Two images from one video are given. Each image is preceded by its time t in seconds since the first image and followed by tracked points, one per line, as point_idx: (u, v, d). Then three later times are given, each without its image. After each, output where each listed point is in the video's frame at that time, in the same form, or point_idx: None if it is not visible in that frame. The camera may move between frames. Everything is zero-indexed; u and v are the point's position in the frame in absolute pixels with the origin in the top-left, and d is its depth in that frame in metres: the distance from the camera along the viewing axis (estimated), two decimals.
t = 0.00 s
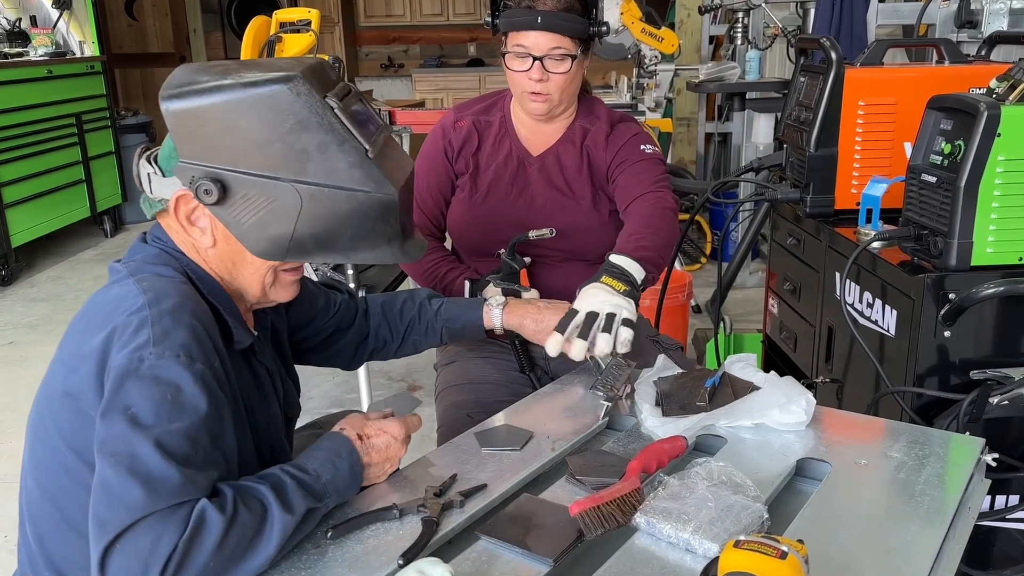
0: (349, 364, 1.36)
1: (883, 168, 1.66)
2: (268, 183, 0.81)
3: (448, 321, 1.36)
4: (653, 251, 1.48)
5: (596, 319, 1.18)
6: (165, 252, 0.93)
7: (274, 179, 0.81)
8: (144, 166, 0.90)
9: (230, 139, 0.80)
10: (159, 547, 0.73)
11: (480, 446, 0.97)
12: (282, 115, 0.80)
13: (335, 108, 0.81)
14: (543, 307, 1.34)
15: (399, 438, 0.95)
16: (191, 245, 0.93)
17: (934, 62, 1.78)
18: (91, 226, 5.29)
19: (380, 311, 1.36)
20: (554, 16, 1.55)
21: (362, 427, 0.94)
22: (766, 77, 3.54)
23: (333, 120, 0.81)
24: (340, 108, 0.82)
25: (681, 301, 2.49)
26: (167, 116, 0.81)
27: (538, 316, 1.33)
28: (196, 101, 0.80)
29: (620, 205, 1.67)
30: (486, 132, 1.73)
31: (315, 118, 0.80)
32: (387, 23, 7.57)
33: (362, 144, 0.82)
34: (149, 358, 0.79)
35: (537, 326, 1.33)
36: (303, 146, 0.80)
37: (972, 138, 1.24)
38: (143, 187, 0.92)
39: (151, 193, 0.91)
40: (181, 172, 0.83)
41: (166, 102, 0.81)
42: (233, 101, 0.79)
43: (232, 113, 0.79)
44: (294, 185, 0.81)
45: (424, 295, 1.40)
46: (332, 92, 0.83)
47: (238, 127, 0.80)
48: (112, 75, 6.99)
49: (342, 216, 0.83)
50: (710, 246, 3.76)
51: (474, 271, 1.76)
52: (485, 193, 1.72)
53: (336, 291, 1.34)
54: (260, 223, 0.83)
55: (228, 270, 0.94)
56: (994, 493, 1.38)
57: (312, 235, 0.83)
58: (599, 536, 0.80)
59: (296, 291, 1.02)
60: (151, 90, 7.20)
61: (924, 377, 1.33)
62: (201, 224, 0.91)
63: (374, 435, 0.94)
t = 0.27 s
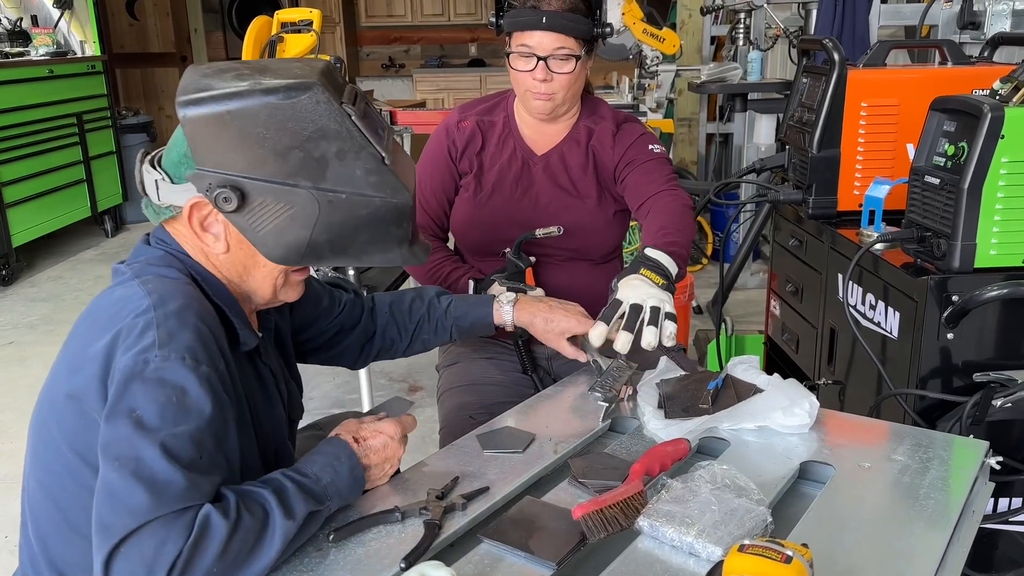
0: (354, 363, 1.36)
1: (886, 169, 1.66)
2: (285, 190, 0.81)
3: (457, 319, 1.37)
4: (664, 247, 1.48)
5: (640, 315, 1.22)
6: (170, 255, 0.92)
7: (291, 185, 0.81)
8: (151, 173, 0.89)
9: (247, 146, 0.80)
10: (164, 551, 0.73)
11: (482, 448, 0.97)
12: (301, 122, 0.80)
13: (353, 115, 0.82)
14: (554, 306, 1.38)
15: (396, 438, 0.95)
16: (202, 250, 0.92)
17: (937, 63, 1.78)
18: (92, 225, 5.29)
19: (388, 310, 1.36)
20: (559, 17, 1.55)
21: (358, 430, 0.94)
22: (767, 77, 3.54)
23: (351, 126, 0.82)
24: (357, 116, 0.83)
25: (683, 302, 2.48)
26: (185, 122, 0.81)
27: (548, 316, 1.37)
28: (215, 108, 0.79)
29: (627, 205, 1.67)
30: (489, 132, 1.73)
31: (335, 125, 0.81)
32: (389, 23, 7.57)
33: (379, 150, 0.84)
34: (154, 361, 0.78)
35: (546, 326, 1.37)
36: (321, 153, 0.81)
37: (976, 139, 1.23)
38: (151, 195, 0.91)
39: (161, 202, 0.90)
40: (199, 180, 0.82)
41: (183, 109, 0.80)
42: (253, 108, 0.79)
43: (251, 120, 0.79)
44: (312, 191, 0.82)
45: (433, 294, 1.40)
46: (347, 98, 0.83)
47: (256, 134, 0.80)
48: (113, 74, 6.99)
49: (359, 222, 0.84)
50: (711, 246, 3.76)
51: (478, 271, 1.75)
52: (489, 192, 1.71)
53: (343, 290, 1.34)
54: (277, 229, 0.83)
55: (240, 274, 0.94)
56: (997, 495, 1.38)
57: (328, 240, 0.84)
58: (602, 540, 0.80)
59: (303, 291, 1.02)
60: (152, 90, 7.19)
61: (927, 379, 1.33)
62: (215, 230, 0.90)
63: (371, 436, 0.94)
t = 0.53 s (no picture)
0: (375, 347, 1.40)
1: (887, 171, 1.66)
2: (307, 195, 0.81)
3: (485, 308, 1.40)
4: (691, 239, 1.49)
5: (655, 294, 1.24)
6: (186, 258, 0.94)
7: (314, 192, 0.81)
8: (169, 181, 0.90)
9: (270, 152, 0.80)
10: (170, 555, 0.74)
11: (483, 450, 0.97)
12: (323, 127, 0.81)
13: (372, 121, 0.84)
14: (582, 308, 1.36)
15: (393, 438, 0.95)
16: (221, 254, 0.93)
17: (938, 66, 1.78)
18: (94, 226, 5.30)
19: (411, 297, 1.39)
20: (564, 20, 1.55)
21: (355, 433, 0.95)
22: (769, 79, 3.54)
23: (371, 132, 0.83)
24: (377, 122, 0.84)
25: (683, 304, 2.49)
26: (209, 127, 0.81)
27: (574, 315, 1.35)
28: (241, 114, 0.80)
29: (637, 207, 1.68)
30: (492, 133, 1.72)
31: (356, 130, 0.82)
32: (390, 24, 7.57)
33: (398, 157, 0.85)
34: (167, 364, 0.79)
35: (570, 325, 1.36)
36: (343, 159, 0.82)
37: (977, 143, 1.23)
38: (169, 202, 0.91)
39: (178, 208, 0.90)
40: (220, 186, 0.82)
41: (206, 115, 0.81)
42: (278, 113, 0.80)
43: (276, 125, 0.80)
44: (334, 197, 0.82)
45: (458, 281, 1.42)
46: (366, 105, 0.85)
47: (280, 139, 0.80)
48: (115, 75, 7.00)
49: (381, 226, 0.84)
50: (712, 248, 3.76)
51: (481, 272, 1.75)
52: (493, 192, 1.71)
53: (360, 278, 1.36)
54: (299, 235, 0.83)
55: (258, 277, 0.95)
56: (998, 498, 1.38)
57: (348, 245, 0.84)
58: (603, 543, 0.80)
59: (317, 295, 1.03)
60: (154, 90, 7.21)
61: (928, 382, 1.33)
62: (235, 236, 0.91)
63: (369, 438, 0.94)
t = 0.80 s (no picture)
0: (382, 342, 1.41)
1: (888, 175, 1.66)
2: (314, 205, 0.82)
3: (487, 307, 1.40)
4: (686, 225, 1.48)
5: (664, 295, 1.24)
6: (198, 262, 0.94)
7: (322, 201, 0.82)
8: (179, 184, 0.90)
9: (278, 159, 0.81)
10: (176, 559, 0.74)
11: (484, 453, 0.97)
12: (333, 138, 0.81)
13: (385, 132, 0.83)
14: (583, 308, 1.34)
15: (388, 438, 0.95)
16: (231, 260, 0.93)
17: (939, 69, 1.78)
18: (95, 228, 5.30)
19: (414, 298, 1.39)
20: (568, 21, 1.56)
21: (351, 435, 0.95)
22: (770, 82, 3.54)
23: (382, 143, 0.82)
24: (389, 133, 0.83)
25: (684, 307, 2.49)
26: (221, 134, 0.82)
27: (574, 316, 1.34)
28: (250, 121, 0.80)
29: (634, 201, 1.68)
30: (497, 133, 1.73)
31: (367, 141, 0.81)
32: (391, 27, 7.57)
33: (409, 169, 0.84)
34: (180, 366, 0.79)
35: (573, 326, 1.35)
36: (352, 170, 0.81)
37: (977, 146, 1.24)
38: (180, 206, 0.91)
39: (189, 213, 0.91)
40: (228, 191, 0.83)
41: (217, 120, 0.81)
42: (287, 121, 0.80)
43: (286, 134, 0.80)
44: (342, 208, 0.82)
45: (463, 279, 1.42)
46: (380, 116, 0.84)
47: (288, 148, 0.80)
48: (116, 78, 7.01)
49: (388, 240, 0.85)
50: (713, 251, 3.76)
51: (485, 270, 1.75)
52: (498, 191, 1.71)
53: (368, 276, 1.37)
54: (305, 243, 0.83)
55: (268, 284, 0.95)
56: (999, 501, 1.38)
57: (355, 256, 0.84)
58: (604, 545, 0.80)
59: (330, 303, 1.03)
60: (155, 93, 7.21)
61: (929, 385, 1.33)
62: (243, 242, 0.91)
63: (365, 440, 0.94)
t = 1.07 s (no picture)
0: (383, 350, 1.41)
1: (889, 179, 1.66)
2: (318, 214, 0.82)
3: (488, 312, 1.40)
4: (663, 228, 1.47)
5: (622, 302, 1.24)
6: (206, 266, 0.94)
7: (325, 211, 0.82)
8: (188, 188, 0.90)
9: (284, 167, 0.81)
10: (179, 564, 0.74)
11: (485, 457, 0.97)
12: (338, 148, 0.80)
13: (392, 145, 0.83)
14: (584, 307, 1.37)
15: (387, 442, 0.96)
16: (236, 266, 0.94)
17: (940, 73, 1.78)
18: (96, 231, 5.31)
19: (417, 307, 1.39)
20: (574, 23, 1.56)
21: (350, 440, 0.95)
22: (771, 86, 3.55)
23: (389, 156, 0.82)
24: (396, 146, 0.83)
25: (685, 310, 2.49)
26: (225, 139, 0.81)
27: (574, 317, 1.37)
28: (253, 128, 0.80)
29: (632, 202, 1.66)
30: (503, 135, 1.74)
31: (372, 153, 0.81)
32: (392, 30, 7.58)
33: (415, 183, 0.84)
34: (188, 371, 0.79)
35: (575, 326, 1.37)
36: (356, 181, 0.81)
37: (979, 150, 1.24)
38: (187, 208, 0.92)
39: (195, 215, 0.91)
40: (231, 196, 0.83)
41: (223, 124, 0.81)
42: (294, 130, 0.79)
43: (292, 143, 0.80)
44: (344, 219, 0.82)
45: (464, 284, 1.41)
46: (389, 128, 0.84)
47: (294, 157, 0.80)
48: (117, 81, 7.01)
49: (387, 253, 0.85)
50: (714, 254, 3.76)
51: (484, 271, 1.74)
52: (500, 191, 1.71)
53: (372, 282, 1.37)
54: (305, 251, 0.84)
55: (273, 291, 0.95)
56: (1001, 506, 1.37)
57: (354, 268, 0.85)
58: (605, 550, 0.80)
59: (337, 310, 1.03)
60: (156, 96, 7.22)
61: (930, 389, 1.32)
62: (247, 247, 0.92)
63: (364, 444, 0.95)
